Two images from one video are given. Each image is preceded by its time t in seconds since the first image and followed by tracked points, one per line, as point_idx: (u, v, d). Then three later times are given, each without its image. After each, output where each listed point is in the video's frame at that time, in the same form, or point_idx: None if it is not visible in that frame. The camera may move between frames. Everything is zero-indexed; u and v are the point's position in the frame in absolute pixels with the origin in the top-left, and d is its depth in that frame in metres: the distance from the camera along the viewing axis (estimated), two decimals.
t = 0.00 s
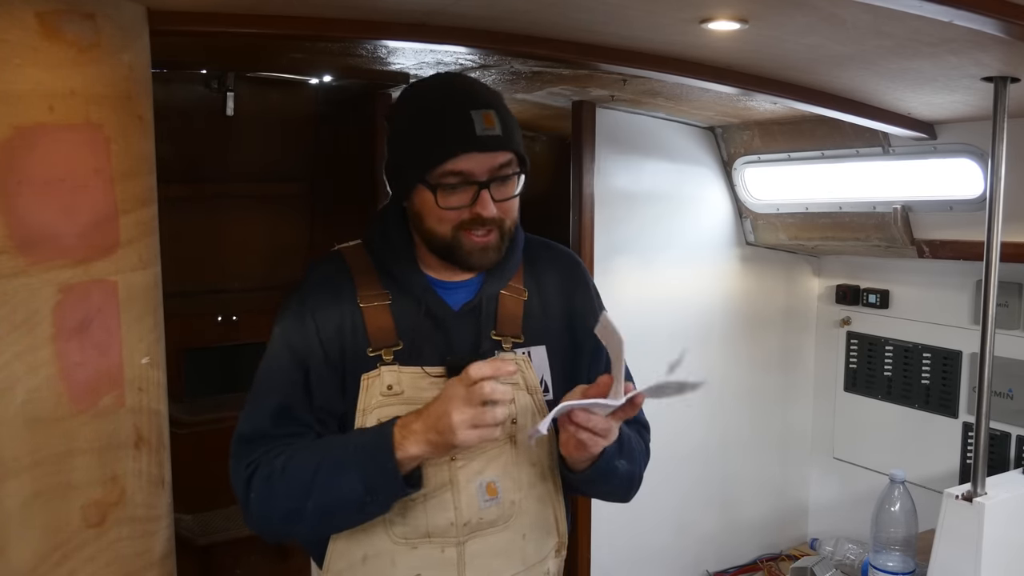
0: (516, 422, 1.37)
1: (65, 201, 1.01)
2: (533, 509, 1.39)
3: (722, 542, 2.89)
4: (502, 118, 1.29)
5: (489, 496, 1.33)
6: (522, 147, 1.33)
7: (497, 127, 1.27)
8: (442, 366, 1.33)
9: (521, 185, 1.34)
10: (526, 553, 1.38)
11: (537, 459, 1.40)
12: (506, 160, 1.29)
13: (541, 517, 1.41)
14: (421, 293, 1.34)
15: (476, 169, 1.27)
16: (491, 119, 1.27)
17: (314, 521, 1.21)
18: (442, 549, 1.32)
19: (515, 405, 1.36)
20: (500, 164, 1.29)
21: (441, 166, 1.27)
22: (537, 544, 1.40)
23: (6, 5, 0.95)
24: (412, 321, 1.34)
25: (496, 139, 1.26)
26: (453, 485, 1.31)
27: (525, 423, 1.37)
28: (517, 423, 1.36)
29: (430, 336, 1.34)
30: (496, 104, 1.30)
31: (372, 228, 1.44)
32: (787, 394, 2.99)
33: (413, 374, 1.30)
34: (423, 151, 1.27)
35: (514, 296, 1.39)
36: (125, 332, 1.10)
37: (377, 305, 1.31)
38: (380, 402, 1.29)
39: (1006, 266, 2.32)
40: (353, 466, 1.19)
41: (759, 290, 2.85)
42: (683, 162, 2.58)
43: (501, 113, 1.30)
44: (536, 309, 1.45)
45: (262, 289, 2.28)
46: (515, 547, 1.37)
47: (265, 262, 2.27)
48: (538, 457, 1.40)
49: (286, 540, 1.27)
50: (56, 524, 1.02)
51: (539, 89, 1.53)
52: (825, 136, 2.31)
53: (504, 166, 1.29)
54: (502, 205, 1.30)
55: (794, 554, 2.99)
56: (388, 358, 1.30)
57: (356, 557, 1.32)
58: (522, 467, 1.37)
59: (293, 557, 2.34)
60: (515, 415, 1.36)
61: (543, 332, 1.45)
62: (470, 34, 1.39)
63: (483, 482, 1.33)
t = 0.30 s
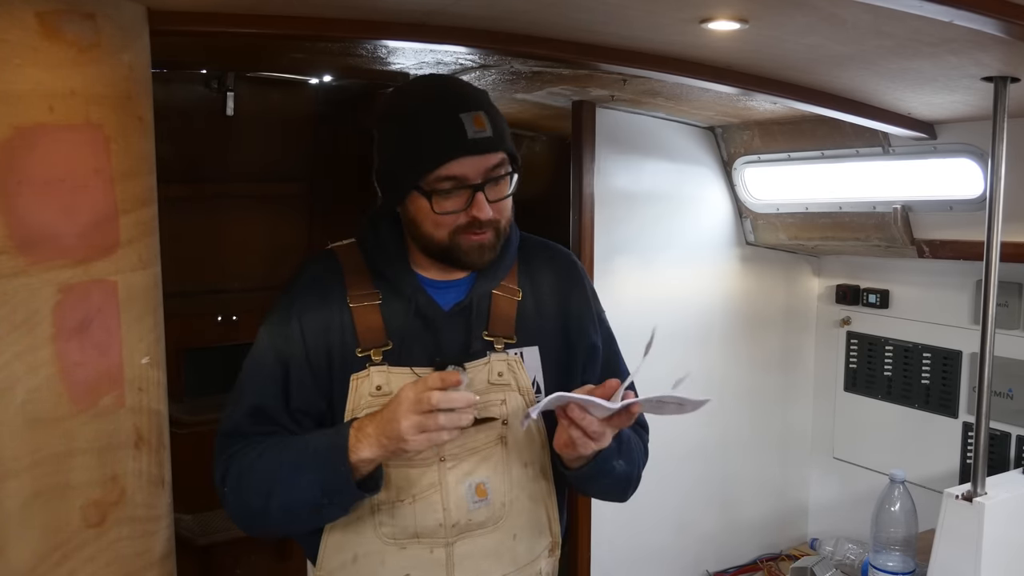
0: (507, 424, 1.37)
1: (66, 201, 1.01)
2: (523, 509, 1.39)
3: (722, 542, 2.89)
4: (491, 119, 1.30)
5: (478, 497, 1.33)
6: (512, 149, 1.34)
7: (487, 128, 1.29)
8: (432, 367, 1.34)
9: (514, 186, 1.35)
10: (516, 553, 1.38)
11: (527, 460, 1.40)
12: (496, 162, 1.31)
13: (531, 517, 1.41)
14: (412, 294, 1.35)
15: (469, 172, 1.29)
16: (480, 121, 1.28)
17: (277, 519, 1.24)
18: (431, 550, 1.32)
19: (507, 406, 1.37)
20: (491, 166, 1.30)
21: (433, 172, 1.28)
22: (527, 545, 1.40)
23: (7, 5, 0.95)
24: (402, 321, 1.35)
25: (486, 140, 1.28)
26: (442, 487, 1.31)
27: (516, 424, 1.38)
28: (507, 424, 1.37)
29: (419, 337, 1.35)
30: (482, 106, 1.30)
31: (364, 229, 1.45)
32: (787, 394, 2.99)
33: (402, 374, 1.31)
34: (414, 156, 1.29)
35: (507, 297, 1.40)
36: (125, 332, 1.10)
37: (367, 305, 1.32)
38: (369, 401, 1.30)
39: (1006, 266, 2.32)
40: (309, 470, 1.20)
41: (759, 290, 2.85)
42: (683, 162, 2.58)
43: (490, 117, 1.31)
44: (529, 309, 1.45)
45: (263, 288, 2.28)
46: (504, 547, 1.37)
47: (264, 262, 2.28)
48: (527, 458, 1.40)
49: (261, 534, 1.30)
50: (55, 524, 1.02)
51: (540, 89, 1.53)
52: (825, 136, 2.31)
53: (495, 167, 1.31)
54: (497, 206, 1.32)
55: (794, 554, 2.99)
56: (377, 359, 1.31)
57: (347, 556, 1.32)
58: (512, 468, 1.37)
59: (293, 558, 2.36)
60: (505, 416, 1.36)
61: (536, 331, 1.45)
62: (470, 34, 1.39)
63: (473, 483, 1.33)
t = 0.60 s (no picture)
0: (504, 423, 1.36)
1: (66, 201, 1.01)
2: (520, 508, 1.39)
3: (722, 542, 2.89)
4: (474, 104, 1.33)
5: (475, 495, 1.33)
6: (493, 135, 1.35)
7: (462, 107, 1.31)
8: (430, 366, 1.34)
9: (487, 173, 1.35)
10: (513, 552, 1.38)
11: (524, 459, 1.40)
12: (465, 138, 1.33)
13: (529, 515, 1.41)
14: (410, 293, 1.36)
15: (433, 141, 1.32)
16: (457, 100, 1.31)
17: (263, 522, 1.23)
18: (428, 548, 1.32)
19: (504, 405, 1.36)
20: (459, 141, 1.33)
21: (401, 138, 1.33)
22: (525, 543, 1.40)
23: (7, 5, 0.95)
24: (401, 321, 1.35)
25: (458, 117, 1.31)
26: (439, 486, 1.31)
27: (514, 423, 1.37)
28: (505, 423, 1.36)
29: (418, 336, 1.35)
30: (470, 93, 1.32)
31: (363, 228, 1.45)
32: (787, 394, 2.99)
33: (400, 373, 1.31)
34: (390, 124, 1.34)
35: (505, 296, 1.40)
36: (125, 333, 1.10)
37: (365, 304, 1.32)
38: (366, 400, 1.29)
39: (1006, 266, 2.32)
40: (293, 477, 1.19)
41: (759, 290, 2.85)
42: (683, 162, 2.58)
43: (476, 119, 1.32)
44: (526, 309, 1.45)
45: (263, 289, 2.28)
46: (502, 545, 1.37)
47: (264, 262, 2.28)
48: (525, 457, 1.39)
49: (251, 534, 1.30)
50: (56, 524, 1.02)
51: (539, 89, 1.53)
52: (825, 136, 2.31)
53: (464, 143, 1.33)
54: (460, 186, 1.33)
55: (794, 554, 2.99)
56: (375, 357, 1.31)
57: (344, 556, 1.32)
58: (510, 467, 1.37)
59: (293, 558, 2.36)
60: (503, 415, 1.36)
61: (533, 332, 1.45)
62: (470, 34, 1.39)
63: (469, 482, 1.33)
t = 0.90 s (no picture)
0: (508, 422, 1.36)
1: (65, 201, 1.01)
2: (524, 506, 1.39)
3: (722, 542, 2.89)
4: (495, 118, 1.34)
5: (480, 494, 1.34)
6: (513, 151, 1.37)
7: (486, 125, 1.32)
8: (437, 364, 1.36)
9: (506, 189, 1.38)
10: (516, 552, 1.38)
11: (529, 458, 1.39)
12: (488, 156, 1.34)
13: (532, 514, 1.41)
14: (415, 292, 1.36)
15: (455, 158, 1.33)
16: (480, 116, 1.31)
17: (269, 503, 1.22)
18: (433, 547, 1.32)
19: (508, 404, 1.36)
20: (480, 159, 1.34)
21: (420, 153, 1.33)
22: (529, 543, 1.41)
23: (7, 6, 0.95)
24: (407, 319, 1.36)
25: (481, 136, 1.32)
26: (444, 484, 1.31)
27: (517, 422, 1.37)
28: (509, 422, 1.36)
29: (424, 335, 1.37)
30: (493, 102, 1.34)
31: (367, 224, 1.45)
32: (787, 393, 2.99)
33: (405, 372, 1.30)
34: (408, 135, 1.34)
35: (509, 297, 1.40)
36: (125, 332, 1.10)
37: (369, 302, 1.33)
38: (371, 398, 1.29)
39: (1006, 266, 2.32)
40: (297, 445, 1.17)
41: (759, 290, 2.85)
42: (683, 162, 2.58)
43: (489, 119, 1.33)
44: (529, 311, 1.46)
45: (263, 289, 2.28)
46: (506, 545, 1.37)
47: (264, 262, 2.27)
48: (529, 456, 1.39)
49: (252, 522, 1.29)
50: (56, 525, 1.01)
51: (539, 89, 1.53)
52: (825, 136, 2.31)
53: (485, 161, 1.34)
54: (479, 202, 1.34)
55: (794, 554, 2.99)
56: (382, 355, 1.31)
57: (346, 555, 1.31)
58: (514, 465, 1.37)
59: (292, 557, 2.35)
60: (507, 414, 1.36)
61: (536, 333, 1.47)
62: (470, 33, 1.39)
63: (474, 480, 1.33)
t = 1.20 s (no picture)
0: (518, 422, 1.37)
1: (65, 202, 1.01)
2: (533, 505, 1.41)
3: (722, 543, 2.89)
4: (507, 117, 1.36)
5: (493, 494, 1.34)
6: (521, 151, 1.38)
7: (496, 121, 1.33)
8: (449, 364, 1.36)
9: (512, 190, 1.38)
10: (524, 551, 1.40)
11: (539, 457, 1.40)
12: (496, 152, 1.35)
13: (540, 513, 1.42)
14: (427, 290, 1.37)
15: (460, 150, 1.34)
16: (492, 113, 1.34)
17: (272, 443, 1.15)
18: (445, 547, 1.32)
19: (518, 404, 1.37)
20: (489, 154, 1.35)
21: (430, 146, 1.35)
22: (535, 542, 1.42)
23: (7, 6, 0.95)
24: (420, 319, 1.36)
25: (490, 131, 1.33)
26: (457, 484, 1.31)
27: (527, 422, 1.38)
28: (519, 422, 1.37)
29: (434, 335, 1.37)
30: (506, 102, 1.36)
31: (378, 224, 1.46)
32: (787, 393, 2.99)
33: (418, 372, 1.30)
34: (420, 129, 1.37)
35: (517, 298, 1.42)
36: (125, 332, 1.10)
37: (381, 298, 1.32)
38: (385, 399, 1.28)
39: (1006, 266, 2.32)
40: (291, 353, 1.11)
41: (759, 289, 2.85)
42: (683, 162, 2.58)
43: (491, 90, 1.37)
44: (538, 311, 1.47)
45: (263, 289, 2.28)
46: (515, 544, 1.38)
47: (264, 262, 2.27)
48: (539, 456, 1.40)
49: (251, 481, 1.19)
50: (56, 524, 1.02)
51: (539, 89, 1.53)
52: (825, 136, 2.31)
53: (492, 157, 1.35)
54: (480, 198, 1.34)
55: (794, 554, 2.99)
56: (395, 354, 1.31)
57: (356, 556, 1.29)
58: (524, 465, 1.38)
59: (293, 557, 2.33)
60: (517, 414, 1.37)
61: (544, 335, 1.48)
62: (470, 33, 1.39)
63: (487, 480, 1.33)
